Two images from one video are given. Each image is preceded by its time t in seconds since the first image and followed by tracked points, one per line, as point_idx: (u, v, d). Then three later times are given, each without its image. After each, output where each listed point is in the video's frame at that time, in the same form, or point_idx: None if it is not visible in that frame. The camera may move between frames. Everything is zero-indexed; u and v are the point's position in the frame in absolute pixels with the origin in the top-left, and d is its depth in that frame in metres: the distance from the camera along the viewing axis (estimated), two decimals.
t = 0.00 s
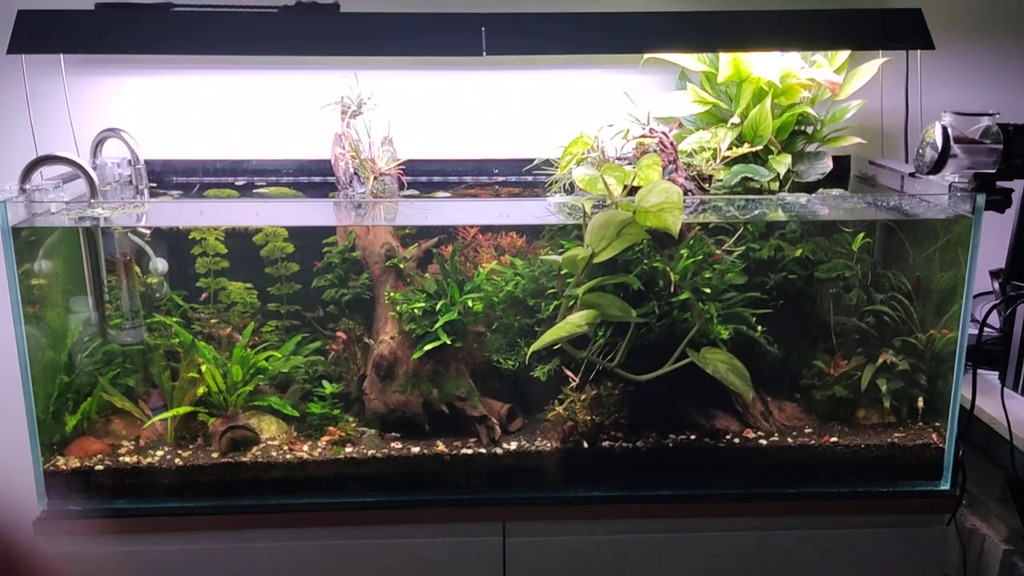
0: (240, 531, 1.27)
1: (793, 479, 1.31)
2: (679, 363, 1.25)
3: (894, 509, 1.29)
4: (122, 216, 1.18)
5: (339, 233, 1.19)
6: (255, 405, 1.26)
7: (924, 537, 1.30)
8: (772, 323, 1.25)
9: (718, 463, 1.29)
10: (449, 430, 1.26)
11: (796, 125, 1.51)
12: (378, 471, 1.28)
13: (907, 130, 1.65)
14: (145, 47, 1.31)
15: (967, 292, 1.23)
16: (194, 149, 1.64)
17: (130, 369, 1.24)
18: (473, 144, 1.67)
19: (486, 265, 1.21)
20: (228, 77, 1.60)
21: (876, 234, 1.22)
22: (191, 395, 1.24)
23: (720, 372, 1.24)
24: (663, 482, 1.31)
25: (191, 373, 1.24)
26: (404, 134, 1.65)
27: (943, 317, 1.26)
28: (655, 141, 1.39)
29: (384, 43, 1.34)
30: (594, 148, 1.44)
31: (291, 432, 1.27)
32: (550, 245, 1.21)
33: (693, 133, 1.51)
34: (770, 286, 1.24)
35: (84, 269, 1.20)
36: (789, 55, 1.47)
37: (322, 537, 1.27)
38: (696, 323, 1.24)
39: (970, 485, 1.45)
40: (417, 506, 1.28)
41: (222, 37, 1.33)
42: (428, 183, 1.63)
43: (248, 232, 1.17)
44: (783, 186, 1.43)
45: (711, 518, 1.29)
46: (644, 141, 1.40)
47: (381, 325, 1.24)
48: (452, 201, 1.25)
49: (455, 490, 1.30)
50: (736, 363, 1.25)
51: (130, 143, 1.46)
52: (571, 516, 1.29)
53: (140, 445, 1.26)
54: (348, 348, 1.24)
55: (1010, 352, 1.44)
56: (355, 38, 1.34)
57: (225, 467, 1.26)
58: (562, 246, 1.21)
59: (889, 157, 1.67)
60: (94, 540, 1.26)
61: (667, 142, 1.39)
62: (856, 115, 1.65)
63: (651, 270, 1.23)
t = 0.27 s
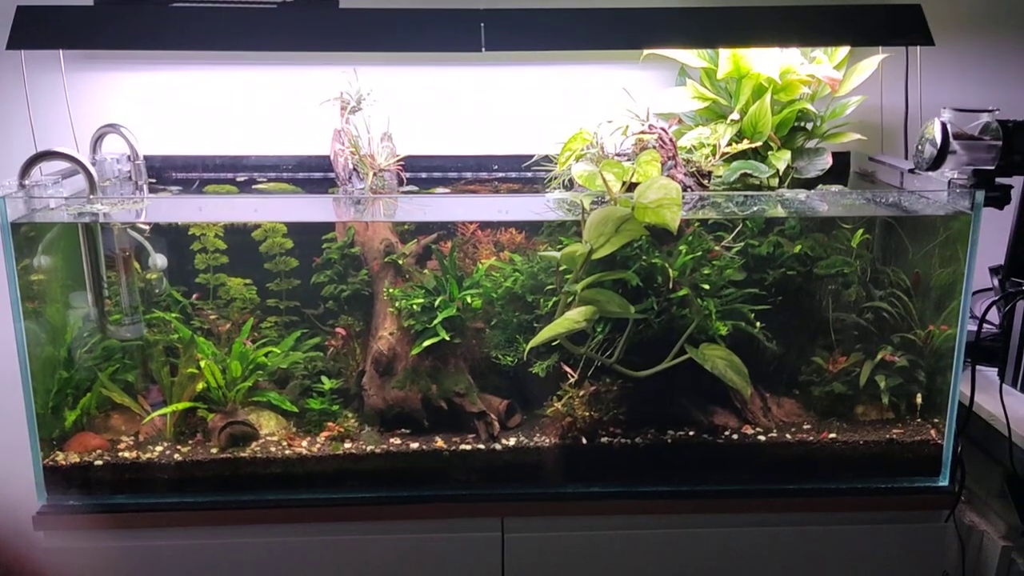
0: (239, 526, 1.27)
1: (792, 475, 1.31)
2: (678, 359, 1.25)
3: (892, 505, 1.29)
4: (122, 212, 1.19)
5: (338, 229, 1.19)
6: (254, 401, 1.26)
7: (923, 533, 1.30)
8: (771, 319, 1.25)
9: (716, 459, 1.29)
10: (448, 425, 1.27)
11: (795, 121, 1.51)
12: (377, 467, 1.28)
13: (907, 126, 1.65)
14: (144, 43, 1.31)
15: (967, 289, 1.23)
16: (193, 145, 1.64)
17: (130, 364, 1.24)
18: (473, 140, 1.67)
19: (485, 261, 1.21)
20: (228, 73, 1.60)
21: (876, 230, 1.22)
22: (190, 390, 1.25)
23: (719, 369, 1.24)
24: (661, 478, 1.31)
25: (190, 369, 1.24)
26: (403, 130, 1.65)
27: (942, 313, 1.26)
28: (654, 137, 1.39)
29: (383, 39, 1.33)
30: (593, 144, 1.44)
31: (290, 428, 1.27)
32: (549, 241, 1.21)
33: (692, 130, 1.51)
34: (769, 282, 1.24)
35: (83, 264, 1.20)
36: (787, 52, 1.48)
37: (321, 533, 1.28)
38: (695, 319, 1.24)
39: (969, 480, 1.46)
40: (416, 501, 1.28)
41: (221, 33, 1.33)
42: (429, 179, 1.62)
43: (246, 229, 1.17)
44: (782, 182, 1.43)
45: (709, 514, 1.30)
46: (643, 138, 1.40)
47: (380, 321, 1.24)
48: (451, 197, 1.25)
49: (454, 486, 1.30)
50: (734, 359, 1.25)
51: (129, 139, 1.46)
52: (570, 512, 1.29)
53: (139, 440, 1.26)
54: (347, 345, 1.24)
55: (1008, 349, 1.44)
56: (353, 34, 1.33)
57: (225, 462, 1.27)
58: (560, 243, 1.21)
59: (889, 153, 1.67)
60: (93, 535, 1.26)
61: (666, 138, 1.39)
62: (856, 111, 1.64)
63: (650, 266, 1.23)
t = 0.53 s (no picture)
0: (237, 520, 1.27)
1: (789, 470, 1.31)
2: (676, 354, 1.25)
3: (889, 500, 1.29)
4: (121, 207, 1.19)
5: (337, 225, 1.19)
6: (253, 395, 1.26)
7: (921, 529, 1.30)
8: (769, 315, 1.25)
9: (714, 454, 1.30)
10: (446, 420, 1.27)
11: (795, 116, 1.51)
12: (375, 461, 1.28)
13: (906, 122, 1.65)
14: (143, 38, 1.31)
15: (965, 284, 1.23)
16: (192, 140, 1.64)
17: (129, 359, 1.24)
18: (471, 135, 1.67)
19: (485, 257, 1.21)
20: (227, 68, 1.60)
21: (875, 225, 1.22)
22: (189, 385, 1.25)
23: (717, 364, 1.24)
24: (659, 474, 1.31)
25: (189, 364, 1.24)
26: (402, 126, 1.66)
27: (940, 309, 1.26)
28: (653, 132, 1.39)
29: (382, 34, 1.34)
30: (592, 140, 1.44)
31: (288, 422, 1.27)
32: (548, 235, 1.21)
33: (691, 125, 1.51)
34: (767, 277, 1.24)
35: (82, 259, 1.20)
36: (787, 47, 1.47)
37: (318, 528, 1.28)
38: (693, 314, 1.25)
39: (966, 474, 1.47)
40: (414, 496, 1.28)
41: (220, 28, 1.33)
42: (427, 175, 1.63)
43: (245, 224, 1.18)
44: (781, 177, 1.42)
45: (706, 509, 1.30)
46: (642, 134, 1.40)
47: (379, 316, 1.24)
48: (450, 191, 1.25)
49: (452, 481, 1.30)
50: (733, 355, 1.25)
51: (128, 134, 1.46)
52: (567, 507, 1.29)
53: (138, 435, 1.27)
54: (345, 340, 1.25)
55: (1007, 345, 1.44)
56: (353, 29, 1.33)
57: (223, 457, 1.27)
58: (559, 238, 1.21)
59: (888, 149, 1.66)
60: (92, 529, 1.26)
61: (665, 134, 1.39)
62: (856, 107, 1.64)
63: (648, 262, 1.23)
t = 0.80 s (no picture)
0: (237, 519, 1.27)
1: (789, 469, 1.31)
2: (675, 353, 1.25)
3: (888, 499, 1.29)
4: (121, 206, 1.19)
5: (336, 224, 1.19)
6: (253, 394, 1.26)
7: (921, 528, 1.30)
8: (768, 313, 1.25)
9: (713, 452, 1.30)
10: (446, 419, 1.27)
11: (794, 115, 1.51)
12: (375, 460, 1.28)
13: (906, 120, 1.65)
14: (142, 36, 1.31)
15: (964, 283, 1.23)
16: (192, 139, 1.64)
17: (129, 358, 1.24)
18: (471, 134, 1.67)
19: (484, 255, 1.21)
20: (227, 67, 1.60)
21: (874, 224, 1.22)
22: (189, 384, 1.25)
23: (716, 362, 1.24)
24: (658, 472, 1.31)
25: (188, 363, 1.24)
26: (402, 125, 1.66)
27: (940, 307, 1.26)
28: (652, 131, 1.39)
29: (382, 32, 1.34)
30: (591, 138, 1.43)
31: (288, 421, 1.27)
32: (547, 234, 1.21)
33: (690, 123, 1.51)
34: (767, 276, 1.24)
35: (81, 258, 1.20)
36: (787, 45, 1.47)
37: (318, 526, 1.28)
38: (693, 313, 1.25)
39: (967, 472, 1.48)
40: (414, 495, 1.28)
41: (220, 26, 1.33)
42: (427, 173, 1.63)
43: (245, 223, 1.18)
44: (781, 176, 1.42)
45: (706, 508, 1.30)
46: (641, 133, 1.40)
47: (378, 315, 1.24)
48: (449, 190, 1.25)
49: (451, 480, 1.30)
50: (732, 355, 1.25)
51: (128, 133, 1.46)
52: (567, 506, 1.29)
53: (138, 434, 1.27)
54: (345, 339, 1.25)
55: (1006, 344, 1.44)
56: (352, 28, 1.33)
57: (223, 456, 1.27)
58: (558, 237, 1.21)
59: (888, 148, 1.66)
60: (92, 528, 1.26)
61: (665, 132, 1.38)
62: (855, 105, 1.64)
63: (647, 261, 1.23)
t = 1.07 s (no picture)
0: (238, 518, 1.28)
1: (790, 468, 1.31)
2: (677, 352, 1.25)
3: (889, 498, 1.29)
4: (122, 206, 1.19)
5: (337, 223, 1.19)
6: (254, 394, 1.27)
7: (922, 527, 1.30)
8: (770, 312, 1.25)
9: (715, 452, 1.30)
10: (447, 418, 1.27)
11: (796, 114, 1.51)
12: (376, 459, 1.28)
13: (907, 119, 1.65)
14: (143, 36, 1.31)
15: (966, 282, 1.22)
16: (193, 139, 1.64)
17: (130, 357, 1.24)
18: (471, 134, 1.67)
19: (485, 254, 1.21)
20: (228, 66, 1.60)
21: (876, 223, 1.21)
22: (191, 383, 1.25)
23: (717, 361, 1.24)
24: (659, 472, 1.31)
25: (190, 362, 1.24)
26: (403, 124, 1.66)
27: (941, 307, 1.25)
28: (653, 130, 1.39)
29: (383, 32, 1.33)
30: (592, 138, 1.44)
31: (290, 420, 1.27)
32: (549, 233, 1.21)
33: (692, 123, 1.51)
34: (768, 275, 1.24)
35: (83, 257, 1.20)
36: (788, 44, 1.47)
37: (319, 526, 1.28)
38: (694, 313, 1.25)
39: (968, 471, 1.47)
40: (415, 494, 1.28)
41: (220, 27, 1.33)
42: (428, 173, 1.63)
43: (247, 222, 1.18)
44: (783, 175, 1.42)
45: (707, 507, 1.30)
46: (642, 132, 1.40)
47: (379, 314, 1.24)
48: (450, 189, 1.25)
49: (453, 479, 1.31)
50: (734, 354, 1.25)
51: (129, 133, 1.46)
52: (568, 505, 1.29)
53: (140, 433, 1.27)
54: (346, 338, 1.25)
55: (1007, 343, 1.44)
56: (353, 27, 1.33)
57: (225, 455, 1.27)
58: (559, 236, 1.21)
59: (889, 147, 1.66)
60: (94, 527, 1.27)
61: (665, 131, 1.39)
62: (857, 104, 1.64)
63: (648, 260, 1.23)
